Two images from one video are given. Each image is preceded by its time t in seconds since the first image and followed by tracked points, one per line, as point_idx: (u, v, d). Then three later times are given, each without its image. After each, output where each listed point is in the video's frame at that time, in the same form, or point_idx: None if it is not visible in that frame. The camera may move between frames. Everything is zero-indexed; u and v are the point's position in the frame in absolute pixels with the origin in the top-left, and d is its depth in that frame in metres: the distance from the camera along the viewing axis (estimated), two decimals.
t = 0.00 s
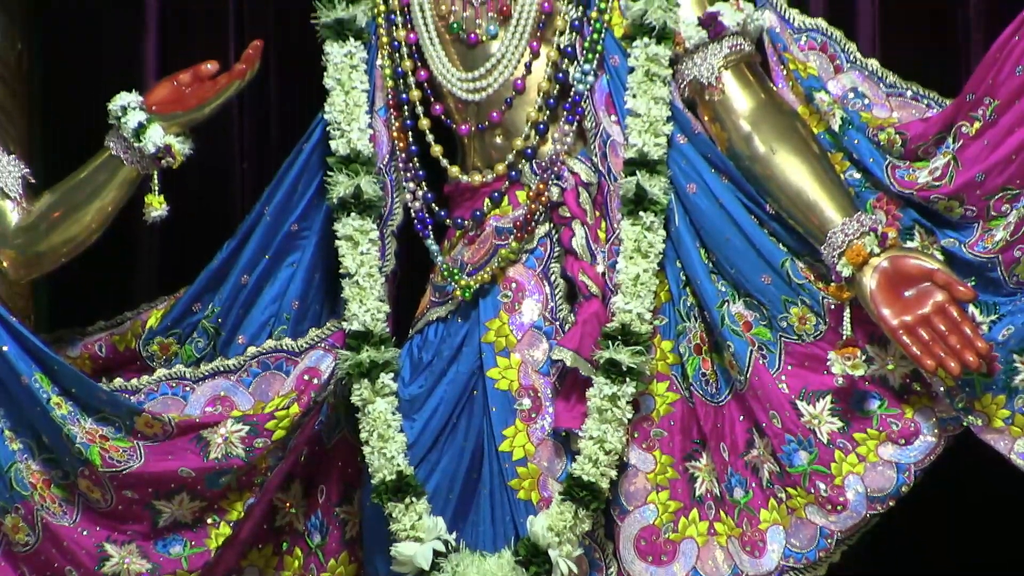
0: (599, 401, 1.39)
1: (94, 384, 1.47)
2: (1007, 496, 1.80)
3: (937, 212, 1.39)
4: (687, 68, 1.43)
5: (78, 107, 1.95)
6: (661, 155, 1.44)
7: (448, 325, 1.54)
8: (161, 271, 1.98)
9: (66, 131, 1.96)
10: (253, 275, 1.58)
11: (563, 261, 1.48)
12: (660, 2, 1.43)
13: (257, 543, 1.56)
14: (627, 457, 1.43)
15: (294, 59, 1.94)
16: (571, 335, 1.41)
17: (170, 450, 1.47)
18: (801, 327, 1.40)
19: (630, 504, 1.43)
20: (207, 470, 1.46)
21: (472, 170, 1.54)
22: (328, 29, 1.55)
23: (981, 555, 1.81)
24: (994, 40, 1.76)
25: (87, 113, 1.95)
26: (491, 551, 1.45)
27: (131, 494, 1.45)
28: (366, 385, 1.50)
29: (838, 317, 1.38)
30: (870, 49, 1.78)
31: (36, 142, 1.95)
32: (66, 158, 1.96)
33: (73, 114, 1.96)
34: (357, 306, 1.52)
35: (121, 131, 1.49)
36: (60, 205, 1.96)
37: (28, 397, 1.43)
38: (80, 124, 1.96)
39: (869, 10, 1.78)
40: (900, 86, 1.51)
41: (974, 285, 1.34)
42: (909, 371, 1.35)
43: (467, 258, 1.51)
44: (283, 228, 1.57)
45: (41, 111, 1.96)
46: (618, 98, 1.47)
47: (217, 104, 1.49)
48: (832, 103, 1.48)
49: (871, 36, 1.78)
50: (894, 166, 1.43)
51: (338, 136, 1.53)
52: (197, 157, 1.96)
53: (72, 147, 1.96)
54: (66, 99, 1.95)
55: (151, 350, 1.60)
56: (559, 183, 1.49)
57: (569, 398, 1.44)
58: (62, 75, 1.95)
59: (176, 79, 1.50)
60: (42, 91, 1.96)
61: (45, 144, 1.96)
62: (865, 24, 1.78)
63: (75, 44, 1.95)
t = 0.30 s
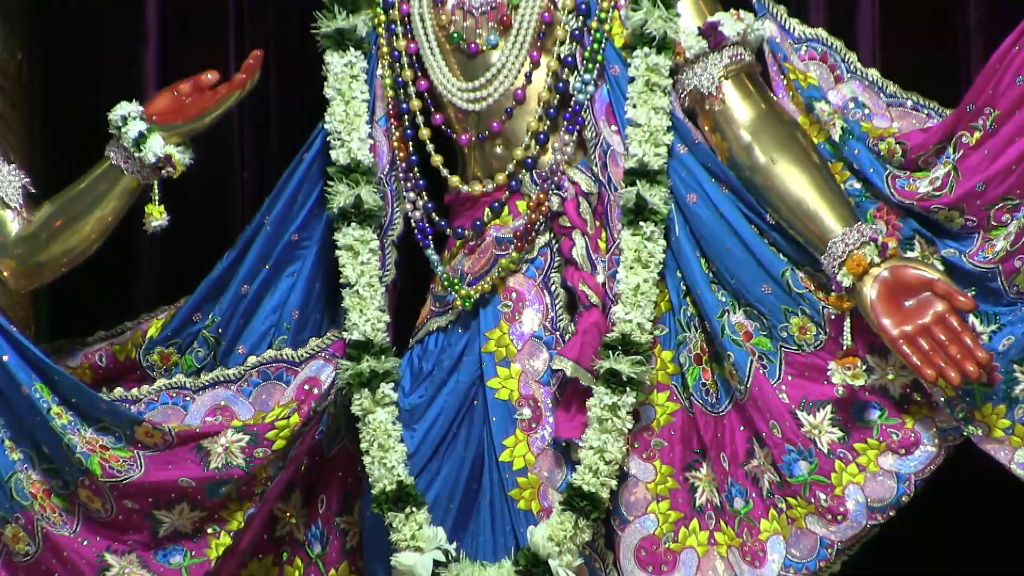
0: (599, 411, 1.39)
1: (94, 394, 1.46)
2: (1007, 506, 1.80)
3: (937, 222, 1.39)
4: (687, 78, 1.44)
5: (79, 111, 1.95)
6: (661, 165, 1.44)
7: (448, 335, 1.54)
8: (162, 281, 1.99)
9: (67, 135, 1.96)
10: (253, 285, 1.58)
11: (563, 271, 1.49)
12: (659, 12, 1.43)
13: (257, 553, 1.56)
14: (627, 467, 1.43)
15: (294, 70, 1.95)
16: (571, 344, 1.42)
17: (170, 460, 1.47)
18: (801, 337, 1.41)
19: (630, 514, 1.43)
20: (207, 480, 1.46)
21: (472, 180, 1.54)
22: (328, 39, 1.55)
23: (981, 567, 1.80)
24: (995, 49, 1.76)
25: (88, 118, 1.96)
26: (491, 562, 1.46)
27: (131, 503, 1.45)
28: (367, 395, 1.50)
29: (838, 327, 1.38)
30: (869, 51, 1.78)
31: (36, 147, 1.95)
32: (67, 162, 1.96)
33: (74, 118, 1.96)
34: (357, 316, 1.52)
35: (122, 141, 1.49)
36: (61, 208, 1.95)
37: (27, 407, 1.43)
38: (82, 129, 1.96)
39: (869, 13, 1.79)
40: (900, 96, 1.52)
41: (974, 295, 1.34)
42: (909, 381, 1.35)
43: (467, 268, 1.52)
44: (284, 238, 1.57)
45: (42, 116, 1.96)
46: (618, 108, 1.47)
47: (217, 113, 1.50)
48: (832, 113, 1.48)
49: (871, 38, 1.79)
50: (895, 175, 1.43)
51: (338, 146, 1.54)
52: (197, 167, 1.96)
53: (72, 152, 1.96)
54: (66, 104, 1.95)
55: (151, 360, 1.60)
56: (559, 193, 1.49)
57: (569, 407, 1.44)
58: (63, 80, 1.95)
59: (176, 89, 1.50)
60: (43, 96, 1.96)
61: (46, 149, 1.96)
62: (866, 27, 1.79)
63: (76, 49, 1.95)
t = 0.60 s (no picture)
0: (599, 421, 1.39)
1: (95, 404, 1.46)
2: (1008, 521, 1.80)
3: (939, 234, 1.39)
4: (687, 89, 1.44)
5: (85, 116, 1.96)
6: (662, 176, 1.44)
7: (448, 345, 1.54)
8: (161, 292, 1.98)
9: (72, 139, 1.96)
10: (254, 296, 1.58)
11: (563, 281, 1.48)
12: (660, 23, 1.43)
13: (258, 564, 1.55)
14: (627, 478, 1.43)
15: (294, 81, 1.95)
16: (571, 355, 1.42)
17: (170, 470, 1.47)
18: (801, 347, 1.41)
19: (630, 525, 1.42)
20: (208, 490, 1.46)
21: (472, 191, 1.55)
22: (328, 50, 1.55)
23: None
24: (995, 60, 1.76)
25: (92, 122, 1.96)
26: (491, 572, 1.46)
27: (131, 514, 1.45)
28: (367, 406, 1.50)
29: (838, 337, 1.38)
30: (869, 63, 1.79)
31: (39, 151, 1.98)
32: (71, 167, 1.97)
33: (80, 123, 1.96)
34: (358, 327, 1.52)
35: (122, 151, 1.49)
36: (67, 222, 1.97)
37: (27, 418, 1.43)
38: (85, 132, 1.96)
39: (869, 27, 1.79)
40: (900, 107, 1.52)
41: (974, 306, 1.35)
42: (909, 393, 1.35)
43: (467, 279, 1.52)
44: (284, 248, 1.57)
45: (47, 119, 1.97)
46: (619, 119, 1.47)
47: (218, 124, 1.50)
48: (833, 124, 1.49)
49: (872, 51, 1.79)
50: (895, 187, 1.43)
51: (338, 157, 1.54)
52: (197, 178, 1.97)
53: (76, 157, 1.97)
54: (72, 108, 1.96)
55: (151, 371, 1.60)
56: (559, 204, 1.49)
57: (569, 418, 1.44)
58: (69, 82, 1.96)
59: (176, 99, 1.50)
60: (47, 101, 1.97)
61: (50, 153, 1.97)
62: (866, 42, 1.79)
63: (80, 52, 1.96)
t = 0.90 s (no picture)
0: (599, 433, 1.39)
1: (95, 417, 1.46)
2: (1008, 532, 1.80)
3: (939, 246, 1.39)
4: (687, 101, 1.44)
5: (85, 116, 1.96)
6: (661, 188, 1.44)
7: (448, 357, 1.54)
8: (162, 304, 1.98)
9: (72, 140, 1.97)
10: (253, 308, 1.58)
11: (563, 294, 1.48)
12: (660, 35, 1.43)
13: None
14: (627, 490, 1.43)
15: (294, 94, 1.95)
16: (571, 367, 1.42)
17: (170, 483, 1.47)
18: (801, 359, 1.41)
19: (630, 537, 1.43)
20: (208, 503, 1.47)
21: (472, 204, 1.55)
22: (328, 62, 1.56)
23: None
24: (994, 71, 1.77)
25: (93, 123, 1.96)
26: None
27: (131, 526, 1.45)
28: (367, 418, 1.50)
29: (839, 349, 1.38)
30: (869, 72, 1.79)
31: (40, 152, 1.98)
32: (71, 168, 1.97)
33: (79, 123, 1.96)
34: (357, 339, 1.52)
35: (122, 163, 1.50)
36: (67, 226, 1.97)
37: (28, 430, 1.43)
38: (86, 133, 1.96)
39: (869, 37, 1.80)
40: (900, 119, 1.52)
41: (974, 318, 1.35)
42: (909, 405, 1.35)
43: (467, 291, 1.52)
44: (284, 261, 1.57)
45: (47, 120, 1.98)
46: (618, 131, 1.47)
47: (218, 136, 1.50)
48: (832, 136, 1.49)
49: (871, 60, 1.79)
50: (895, 199, 1.44)
51: (338, 168, 1.54)
52: (197, 190, 1.98)
53: (76, 158, 1.97)
54: (72, 108, 1.97)
55: (151, 383, 1.60)
56: (559, 216, 1.49)
57: (569, 430, 1.44)
58: (69, 82, 1.96)
59: (176, 111, 1.50)
60: (47, 102, 1.97)
61: (50, 154, 1.98)
62: (866, 51, 1.80)
63: (81, 52, 1.96)
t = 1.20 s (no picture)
0: (600, 444, 1.39)
1: (95, 427, 1.46)
2: (1008, 542, 1.81)
3: (938, 256, 1.39)
4: (687, 112, 1.45)
5: (84, 116, 1.96)
6: (661, 199, 1.44)
7: (448, 368, 1.54)
8: (162, 315, 1.98)
9: (72, 140, 1.97)
10: (253, 319, 1.58)
11: (563, 304, 1.49)
12: (660, 46, 1.43)
13: None
14: (627, 500, 1.43)
15: (295, 105, 1.96)
16: (571, 377, 1.42)
17: (171, 493, 1.47)
18: (801, 370, 1.41)
19: (630, 547, 1.43)
20: (208, 513, 1.47)
21: (472, 214, 1.55)
22: (329, 73, 1.56)
23: None
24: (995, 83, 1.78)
25: (93, 123, 1.96)
26: None
27: (131, 537, 1.45)
28: (367, 428, 1.50)
29: (839, 360, 1.38)
30: (869, 73, 1.80)
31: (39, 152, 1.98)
32: (70, 168, 1.97)
33: (79, 123, 1.97)
34: (358, 349, 1.52)
35: (122, 174, 1.50)
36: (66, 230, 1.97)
37: (28, 440, 1.42)
38: (85, 133, 1.97)
39: (868, 45, 1.81)
40: (900, 130, 1.53)
41: (974, 328, 1.35)
42: (909, 415, 1.35)
43: (467, 301, 1.52)
44: (284, 271, 1.57)
45: (47, 119, 1.98)
46: (618, 142, 1.47)
47: (218, 147, 1.50)
48: (833, 147, 1.49)
49: (871, 68, 1.80)
50: (895, 210, 1.44)
51: (338, 179, 1.54)
52: (197, 200, 1.98)
53: (76, 158, 1.97)
54: (71, 108, 1.97)
55: (151, 394, 1.60)
56: (559, 227, 1.48)
57: (569, 441, 1.44)
58: (69, 81, 1.97)
59: (176, 122, 1.51)
60: (47, 101, 1.97)
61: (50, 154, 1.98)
62: (865, 59, 1.80)
63: (81, 50, 1.96)
